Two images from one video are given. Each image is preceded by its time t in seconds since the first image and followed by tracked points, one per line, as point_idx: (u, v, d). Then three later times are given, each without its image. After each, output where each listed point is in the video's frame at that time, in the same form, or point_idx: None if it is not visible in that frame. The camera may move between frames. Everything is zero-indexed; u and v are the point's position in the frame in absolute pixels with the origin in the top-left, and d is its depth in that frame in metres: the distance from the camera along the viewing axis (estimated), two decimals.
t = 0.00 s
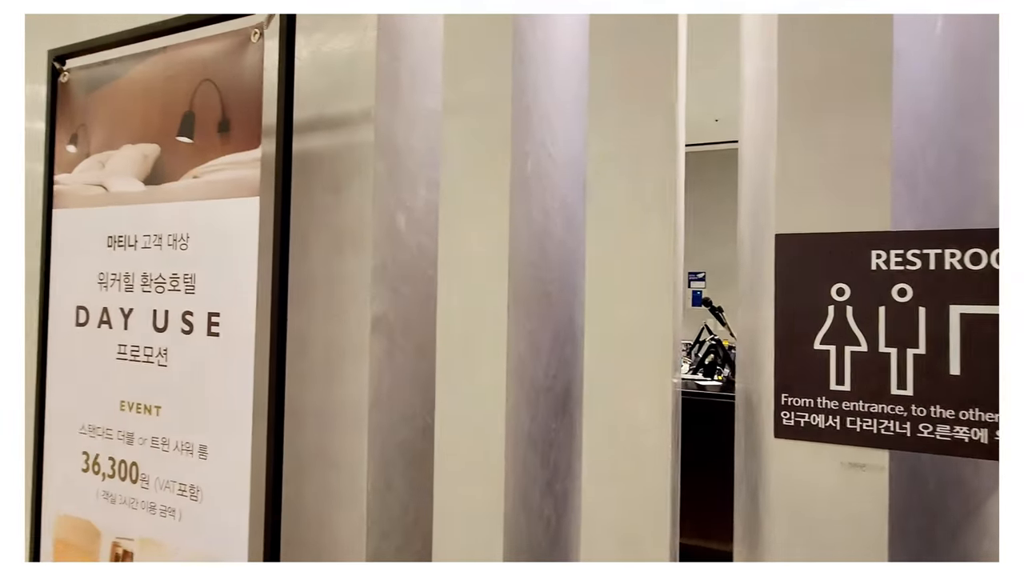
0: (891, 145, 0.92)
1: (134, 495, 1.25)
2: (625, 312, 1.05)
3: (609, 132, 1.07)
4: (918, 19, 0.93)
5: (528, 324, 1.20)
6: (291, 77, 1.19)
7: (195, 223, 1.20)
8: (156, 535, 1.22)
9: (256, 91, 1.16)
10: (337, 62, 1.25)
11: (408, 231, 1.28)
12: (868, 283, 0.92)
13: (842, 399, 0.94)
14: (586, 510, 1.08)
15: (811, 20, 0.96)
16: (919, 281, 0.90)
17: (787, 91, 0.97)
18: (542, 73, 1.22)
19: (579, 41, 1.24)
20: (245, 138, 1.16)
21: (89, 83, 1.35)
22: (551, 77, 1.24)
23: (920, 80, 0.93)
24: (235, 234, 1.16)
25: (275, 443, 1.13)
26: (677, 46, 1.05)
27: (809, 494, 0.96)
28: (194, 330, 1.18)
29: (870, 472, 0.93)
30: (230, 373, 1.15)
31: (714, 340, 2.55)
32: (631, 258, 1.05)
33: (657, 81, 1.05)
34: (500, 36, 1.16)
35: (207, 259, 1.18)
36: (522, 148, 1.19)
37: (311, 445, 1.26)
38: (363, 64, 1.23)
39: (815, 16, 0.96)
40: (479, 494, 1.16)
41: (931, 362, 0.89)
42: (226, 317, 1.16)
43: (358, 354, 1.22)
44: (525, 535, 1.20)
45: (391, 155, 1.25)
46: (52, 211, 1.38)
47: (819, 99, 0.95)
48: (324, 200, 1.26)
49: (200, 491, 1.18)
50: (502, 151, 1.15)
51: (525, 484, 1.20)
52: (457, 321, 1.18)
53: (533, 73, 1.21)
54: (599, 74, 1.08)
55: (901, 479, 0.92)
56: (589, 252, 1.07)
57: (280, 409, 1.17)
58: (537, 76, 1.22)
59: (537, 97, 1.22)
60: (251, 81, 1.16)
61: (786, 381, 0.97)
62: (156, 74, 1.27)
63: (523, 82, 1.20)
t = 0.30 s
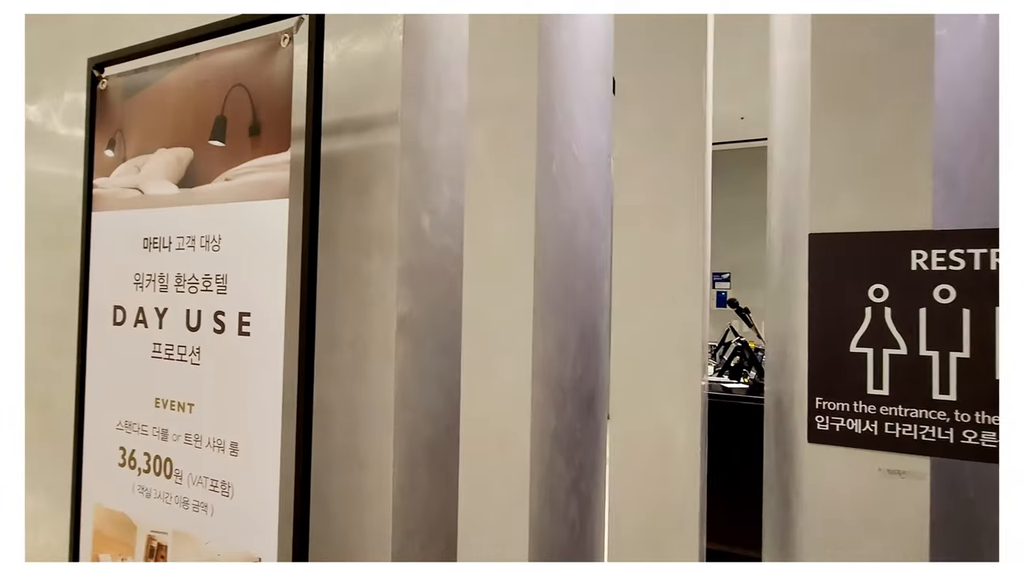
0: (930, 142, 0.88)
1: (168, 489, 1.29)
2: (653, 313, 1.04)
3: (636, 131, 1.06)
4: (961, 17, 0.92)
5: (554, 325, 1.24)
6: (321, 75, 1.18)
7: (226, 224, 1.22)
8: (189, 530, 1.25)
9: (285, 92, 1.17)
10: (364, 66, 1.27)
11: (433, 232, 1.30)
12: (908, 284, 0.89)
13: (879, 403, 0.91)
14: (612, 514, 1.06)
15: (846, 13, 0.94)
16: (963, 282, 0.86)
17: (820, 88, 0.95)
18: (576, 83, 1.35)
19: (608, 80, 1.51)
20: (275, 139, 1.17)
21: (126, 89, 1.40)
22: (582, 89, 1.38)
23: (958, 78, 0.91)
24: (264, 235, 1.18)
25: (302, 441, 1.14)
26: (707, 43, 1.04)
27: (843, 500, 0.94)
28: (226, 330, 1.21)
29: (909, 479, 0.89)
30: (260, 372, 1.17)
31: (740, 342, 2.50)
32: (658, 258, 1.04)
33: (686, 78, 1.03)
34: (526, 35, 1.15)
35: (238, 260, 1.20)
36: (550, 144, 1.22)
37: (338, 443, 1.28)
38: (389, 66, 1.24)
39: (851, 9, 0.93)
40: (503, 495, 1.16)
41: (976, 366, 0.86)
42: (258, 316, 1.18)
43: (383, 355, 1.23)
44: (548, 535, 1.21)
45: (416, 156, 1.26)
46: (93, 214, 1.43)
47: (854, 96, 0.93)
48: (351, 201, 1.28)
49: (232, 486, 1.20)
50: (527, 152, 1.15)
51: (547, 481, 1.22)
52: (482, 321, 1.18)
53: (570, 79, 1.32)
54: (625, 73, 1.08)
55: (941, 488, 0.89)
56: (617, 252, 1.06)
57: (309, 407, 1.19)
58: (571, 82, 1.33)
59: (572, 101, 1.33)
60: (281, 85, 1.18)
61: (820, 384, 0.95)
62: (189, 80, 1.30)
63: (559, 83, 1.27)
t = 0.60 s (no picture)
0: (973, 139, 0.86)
1: (199, 485, 1.32)
2: (680, 315, 1.02)
3: (663, 130, 1.05)
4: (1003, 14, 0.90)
5: (579, 325, 1.25)
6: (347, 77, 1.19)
7: (255, 227, 1.24)
8: (220, 525, 1.27)
9: (312, 95, 1.19)
10: (389, 68, 1.28)
11: (456, 232, 1.31)
12: (948, 285, 0.86)
13: (918, 408, 0.88)
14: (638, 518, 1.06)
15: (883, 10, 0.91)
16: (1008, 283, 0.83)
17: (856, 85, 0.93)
18: (602, 86, 1.36)
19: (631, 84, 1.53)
20: (303, 142, 1.19)
21: (160, 94, 1.43)
22: (608, 92, 1.40)
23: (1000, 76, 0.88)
24: (292, 237, 1.20)
25: (329, 440, 1.14)
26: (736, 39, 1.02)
27: (880, 506, 0.91)
28: (255, 329, 1.23)
29: (949, 486, 0.87)
30: (288, 371, 1.19)
31: (763, 344, 2.46)
32: (686, 258, 1.02)
33: (714, 77, 1.02)
34: (551, 35, 1.15)
35: (267, 261, 1.22)
36: (575, 144, 1.22)
37: (363, 443, 1.29)
38: (413, 68, 1.25)
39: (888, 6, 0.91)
40: (527, 495, 1.16)
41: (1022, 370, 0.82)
42: (285, 316, 1.19)
43: (408, 355, 1.23)
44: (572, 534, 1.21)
45: (439, 157, 1.27)
46: (126, 216, 1.47)
47: (891, 92, 0.91)
48: (376, 202, 1.29)
49: (260, 484, 1.22)
50: (552, 152, 1.14)
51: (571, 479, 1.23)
52: (506, 323, 1.18)
53: (597, 81, 1.33)
54: (652, 73, 1.07)
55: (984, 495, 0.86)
56: (644, 252, 1.05)
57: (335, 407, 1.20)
58: (597, 84, 1.34)
59: (598, 103, 1.34)
60: (309, 87, 1.19)
61: (855, 388, 0.93)
62: (219, 84, 1.33)
63: (585, 85, 1.28)
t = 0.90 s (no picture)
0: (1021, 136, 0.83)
1: (230, 481, 1.34)
2: (710, 316, 1.01)
3: (692, 128, 1.03)
4: None
5: (604, 325, 1.25)
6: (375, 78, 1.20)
7: (285, 228, 1.27)
8: (250, 520, 1.30)
9: (341, 98, 1.20)
10: (415, 70, 1.29)
11: (482, 233, 1.31)
12: (994, 286, 0.84)
13: (962, 413, 0.86)
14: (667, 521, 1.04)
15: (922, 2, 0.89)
16: None
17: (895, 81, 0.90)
18: (627, 87, 1.37)
19: (657, 86, 1.53)
20: (331, 144, 1.21)
21: (194, 100, 1.47)
22: (633, 93, 1.40)
23: None
24: (320, 238, 1.22)
25: (358, 439, 1.16)
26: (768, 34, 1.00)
27: (921, 514, 0.88)
28: (285, 329, 1.25)
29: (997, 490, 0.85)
30: (317, 370, 1.20)
31: (792, 346, 2.40)
32: (715, 258, 1.01)
33: (746, 74, 1.00)
34: (577, 36, 1.15)
35: (297, 262, 1.24)
36: (601, 144, 1.22)
37: (390, 442, 1.30)
38: (439, 70, 1.25)
39: None
40: (553, 496, 1.15)
41: None
42: (314, 316, 1.21)
43: (434, 356, 1.24)
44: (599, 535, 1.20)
45: (465, 158, 1.27)
46: (162, 218, 1.51)
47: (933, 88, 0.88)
48: (402, 204, 1.30)
49: (290, 481, 1.24)
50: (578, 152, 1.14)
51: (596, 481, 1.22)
52: (532, 324, 1.17)
53: (622, 83, 1.34)
54: (681, 71, 1.05)
55: None
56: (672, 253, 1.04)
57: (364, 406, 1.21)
58: (622, 86, 1.34)
59: (623, 104, 1.34)
60: (337, 91, 1.21)
61: (895, 392, 0.90)
62: (250, 89, 1.36)
63: (611, 86, 1.28)
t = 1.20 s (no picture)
0: None
1: (260, 478, 1.37)
2: (740, 318, 0.99)
3: (720, 127, 1.02)
4: None
5: (630, 327, 1.24)
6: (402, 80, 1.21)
7: (314, 230, 1.29)
8: (280, 517, 1.33)
9: (368, 101, 1.22)
10: (440, 72, 1.30)
11: (506, 235, 1.31)
12: None
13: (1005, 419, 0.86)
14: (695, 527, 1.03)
15: None
16: None
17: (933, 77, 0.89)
18: (653, 87, 1.36)
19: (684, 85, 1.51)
20: (358, 147, 1.23)
21: (225, 106, 1.51)
22: (659, 93, 1.39)
23: None
24: (347, 240, 1.23)
25: (384, 440, 1.17)
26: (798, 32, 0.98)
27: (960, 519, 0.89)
28: (314, 330, 1.27)
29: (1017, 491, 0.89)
30: (345, 371, 1.22)
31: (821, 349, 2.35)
32: (745, 259, 0.99)
33: (777, 72, 0.98)
34: (602, 37, 1.14)
35: (325, 264, 1.26)
36: (626, 144, 1.21)
37: (415, 442, 1.31)
38: (464, 71, 1.26)
39: None
40: (578, 498, 1.15)
41: None
42: (342, 317, 1.23)
43: (459, 357, 1.25)
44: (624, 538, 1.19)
45: (489, 160, 1.28)
46: (195, 221, 1.55)
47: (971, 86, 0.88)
48: (427, 205, 1.31)
49: (319, 479, 1.26)
50: (603, 152, 1.13)
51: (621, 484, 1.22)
52: (557, 322, 1.18)
53: (648, 83, 1.33)
54: (709, 71, 1.04)
55: None
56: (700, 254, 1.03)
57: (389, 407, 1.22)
58: (648, 86, 1.33)
59: (648, 104, 1.33)
60: (365, 96, 1.22)
61: (936, 397, 0.90)
62: (279, 94, 1.39)
63: (636, 86, 1.27)
